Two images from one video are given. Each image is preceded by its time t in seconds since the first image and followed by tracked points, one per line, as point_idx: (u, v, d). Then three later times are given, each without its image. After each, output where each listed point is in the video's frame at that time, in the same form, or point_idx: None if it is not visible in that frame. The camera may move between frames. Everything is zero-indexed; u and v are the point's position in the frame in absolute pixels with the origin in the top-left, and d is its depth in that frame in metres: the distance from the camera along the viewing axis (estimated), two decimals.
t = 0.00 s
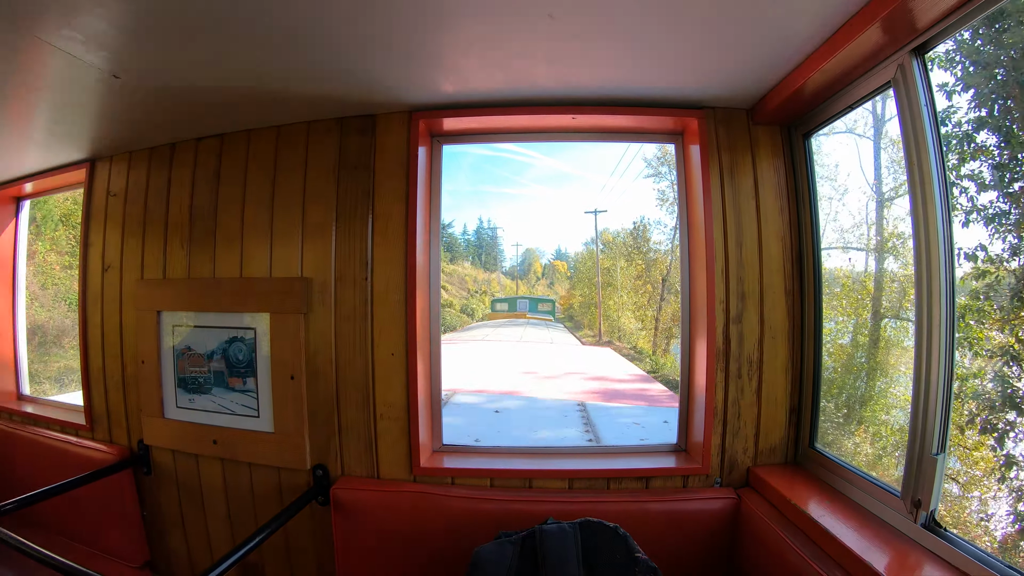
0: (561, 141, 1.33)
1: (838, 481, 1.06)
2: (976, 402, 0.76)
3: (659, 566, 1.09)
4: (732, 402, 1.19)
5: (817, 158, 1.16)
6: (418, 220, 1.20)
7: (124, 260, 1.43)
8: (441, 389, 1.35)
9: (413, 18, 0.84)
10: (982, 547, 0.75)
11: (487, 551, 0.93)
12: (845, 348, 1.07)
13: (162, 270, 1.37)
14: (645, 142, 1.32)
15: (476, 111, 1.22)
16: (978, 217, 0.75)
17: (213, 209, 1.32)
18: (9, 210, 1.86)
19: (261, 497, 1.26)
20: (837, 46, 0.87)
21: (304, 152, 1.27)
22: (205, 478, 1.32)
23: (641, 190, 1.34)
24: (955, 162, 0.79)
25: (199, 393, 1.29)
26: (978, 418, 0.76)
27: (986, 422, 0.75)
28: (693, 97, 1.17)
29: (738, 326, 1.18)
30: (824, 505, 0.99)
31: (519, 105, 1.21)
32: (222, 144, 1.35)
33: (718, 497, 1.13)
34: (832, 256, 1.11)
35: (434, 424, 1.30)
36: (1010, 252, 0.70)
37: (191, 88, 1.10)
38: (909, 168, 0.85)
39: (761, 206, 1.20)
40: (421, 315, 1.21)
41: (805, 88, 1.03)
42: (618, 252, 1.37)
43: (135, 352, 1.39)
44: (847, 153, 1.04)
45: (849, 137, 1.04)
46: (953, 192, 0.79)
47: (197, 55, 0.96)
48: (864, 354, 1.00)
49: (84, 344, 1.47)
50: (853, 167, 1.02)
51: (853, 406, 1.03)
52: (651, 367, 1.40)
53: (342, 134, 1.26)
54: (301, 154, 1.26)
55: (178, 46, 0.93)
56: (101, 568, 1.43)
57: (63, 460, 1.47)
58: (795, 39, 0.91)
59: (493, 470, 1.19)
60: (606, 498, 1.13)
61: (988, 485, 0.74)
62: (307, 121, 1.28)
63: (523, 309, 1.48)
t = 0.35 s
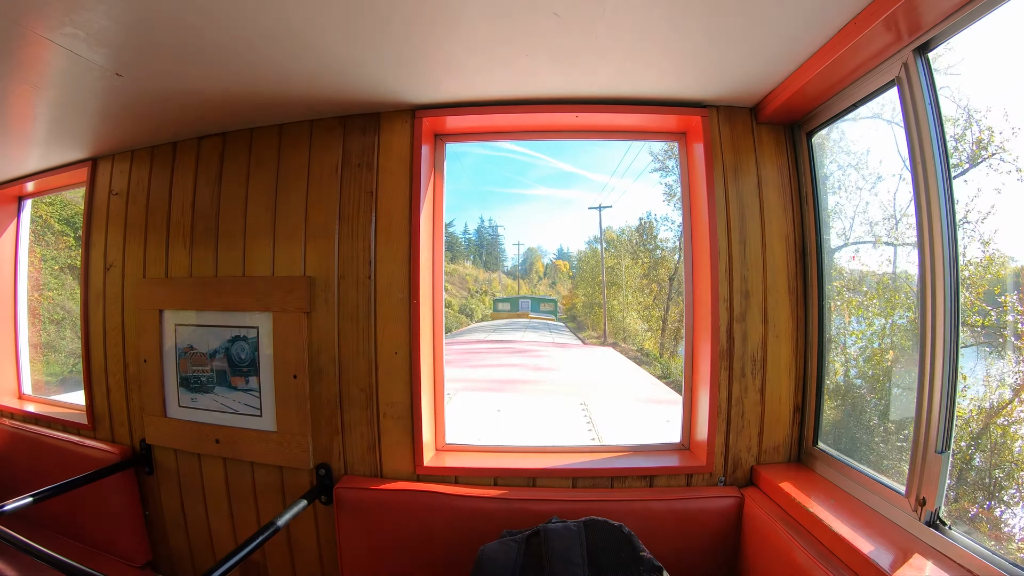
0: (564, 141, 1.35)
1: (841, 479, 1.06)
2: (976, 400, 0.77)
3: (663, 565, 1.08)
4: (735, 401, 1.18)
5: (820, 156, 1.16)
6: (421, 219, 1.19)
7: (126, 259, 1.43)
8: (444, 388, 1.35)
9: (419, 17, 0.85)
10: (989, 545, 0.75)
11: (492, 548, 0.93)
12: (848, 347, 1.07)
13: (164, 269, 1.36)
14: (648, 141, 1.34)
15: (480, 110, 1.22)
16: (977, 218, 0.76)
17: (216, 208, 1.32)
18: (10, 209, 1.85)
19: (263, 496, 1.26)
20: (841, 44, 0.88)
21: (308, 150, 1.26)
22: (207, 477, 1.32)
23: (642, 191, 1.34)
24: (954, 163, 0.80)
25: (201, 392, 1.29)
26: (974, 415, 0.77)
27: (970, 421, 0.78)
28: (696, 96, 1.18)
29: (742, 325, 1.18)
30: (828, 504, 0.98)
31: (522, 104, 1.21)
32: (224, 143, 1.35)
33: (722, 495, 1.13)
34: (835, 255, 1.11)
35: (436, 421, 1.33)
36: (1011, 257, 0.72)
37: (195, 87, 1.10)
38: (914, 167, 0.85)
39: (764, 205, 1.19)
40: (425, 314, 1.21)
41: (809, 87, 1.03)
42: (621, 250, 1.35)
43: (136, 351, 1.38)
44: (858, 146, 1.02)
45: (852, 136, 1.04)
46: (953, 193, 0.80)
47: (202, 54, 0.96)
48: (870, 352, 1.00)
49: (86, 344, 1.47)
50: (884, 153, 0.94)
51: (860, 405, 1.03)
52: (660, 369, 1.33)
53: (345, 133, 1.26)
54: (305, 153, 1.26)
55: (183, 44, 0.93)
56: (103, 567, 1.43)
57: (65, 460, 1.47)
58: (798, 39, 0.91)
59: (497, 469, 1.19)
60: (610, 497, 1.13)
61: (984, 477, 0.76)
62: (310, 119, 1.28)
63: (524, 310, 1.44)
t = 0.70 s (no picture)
0: (564, 140, 1.35)
1: (842, 479, 1.05)
2: (980, 398, 0.76)
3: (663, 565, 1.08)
4: (735, 400, 1.18)
5: (820, 154, 1.16)
6: (420, 217, 1.19)
7: (125, 258, 1.43)
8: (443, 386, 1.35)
9: (416, 14, 0.84)
10: (992, 546, 0.74)
11: (489, 548, 0.92)
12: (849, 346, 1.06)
13: (162, 267, 1.36)
14: (649, 141, 1.33)
15: (479, 108, 1.21)
16: (977, 215, 0.76)
17: (214, 206, 1.31)
18: (9, 208, 1.85)
19: (261, 495, 1.25)
20: (841, 40, 0.87)
21: (306, 149, 1.26)
22: (205, 476, 1.32)
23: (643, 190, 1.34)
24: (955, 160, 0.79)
25: (199, 391, 1.29)
26: (973, 413, 0.77)
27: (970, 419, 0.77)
28: (696, 93, 1.17)
29: (742, 324, 1.17)
30: (829, 503, 0.98)
31: (521, 101, 1.20)
32: (223, 141, 1.35)
33: (721, 495, 1.12)
34: (835, 253, 1.10)
35: (434, 420, 1.33)
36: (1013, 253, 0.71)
37: (193, 85, 1.10)
38: (914, 165, 0.85)
39: (764, 203, 1.19)
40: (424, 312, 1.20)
41: (810, 83, 1.02)
42: (623, 249, 1.35)
43: (135, 350, 1.38)
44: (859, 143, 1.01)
45: (852, 134, 1.04)
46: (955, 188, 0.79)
47: (200, 51, 0.96)
48: (872, 349, 0.99)
49: (84, 342, 1.47)
50: (886, 149, 0.94)
51: (860, 403, 1.02)
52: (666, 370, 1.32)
53: (344, 131, 1.26)
54: (304, 151, 1.26)
55: (180, 41, 0.92)
56: (101, 566, 1.43)
57: (64, 459, 1.46)
58: (798, 35, 0.91)
59: (495, 468, 1.18)
60: (609, 496, 1.12)
61: (984, 474, 0.75)
62: (308, 118, 1.28)
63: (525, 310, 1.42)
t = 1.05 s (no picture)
0: (562, 141, 1.35)
1: (836, 478, 1.06)
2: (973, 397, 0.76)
3: (659, 565, 1.08)
4: (730, 400, 1.18)
5: (816, 156, 1.16)
6: (417, 218, 1.20)
7: (126, 259, 1.44)
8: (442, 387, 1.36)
9: (411, 18, 0.85)
10: (983, 547, 0.75)
11: (486, 548, 0.93)
12: (844, 347, 1.07)
13: (162, 269, 1.37)
14: (645, 142, 1.33)
15: (476, 110, 1.22)
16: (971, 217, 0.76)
17: (214, 208, 1.32)
18: (10, 209, 1.86)
19: (261, 495, 1.26)
20: (835, 43, 0.88)
21: (305, 150, 1.27)
22: (205, 475, 1.33)
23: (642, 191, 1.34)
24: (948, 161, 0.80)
25: (200, 391, 1.30)
26: (964, 413, 0.78)
27: (965, 417, 0.78)
28: (692, 95, 1.17)
29: (738, 324, 1.18)
30: (824, 503, 0.99)
31: (518, 104, 1.21)
32: (222, 143, 1.36)
33: (717, 495, 1.13)
34: (831, 255, 1.11)
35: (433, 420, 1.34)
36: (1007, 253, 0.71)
37: (191, 88, 1.11)
38: (908, 167, 0.85)
39: (761, 205, 1.19)
40: (422, 313, 1.22)
41: (805, 86, 1.03)
42: (628, 247, 1.37)
43: (136, 351, 1.39)
44: (855, 145, 1.02)
45: (848, 136, 1.04)
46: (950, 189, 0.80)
47: (197, 54, 0.97)
48: (866, 349, 1.00)
49: (86, 343, 1.48)
50: (882, 152, 0.94)
51: (855, 403, 1.03)
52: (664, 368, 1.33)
53: (342, 133, 1.26)
54: (302, 153, 1.27)
55: (179, 44, 0.93)
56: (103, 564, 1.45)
57: (65, 459, 1.48)
58: (792, 37, 0.91)
59: (492, 467, 1.19)
60: (605, 496, 1.13)
61: (976, 475, 0.76)
62: (307, 120, 1.29)
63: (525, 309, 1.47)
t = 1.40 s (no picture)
0: (561, 142, 1.36)
1: (833, 476, 1.07)
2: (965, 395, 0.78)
3: (658, 562, 1.09)
4: (729, 399, 1.19)
5: (813, 156, 1.17)
6: (418, 219, 1.21)
7: (129, 259, 1.45)
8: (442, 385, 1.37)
9: (412, 20, 0.86)
10: (977, 542, 0.76)
11: (486, 545, 0.94)
12: (841, 347, 1.08)
13: (165, 269, 1.38)
14: (644, 143, 1.34)
15: (476, 111, 1.23)
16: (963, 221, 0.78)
17: (216, 208, 1.33)
18: (13, 209, 1.87)
19: (263, 493, 1.27)
20: (831, 44, 0.89)
21: (307, 151, 1.28)
22: (208, 474, 1.34)
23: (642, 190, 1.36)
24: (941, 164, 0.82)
25: (202, 390, 1.31)
26: (954, 409, 0.80)
27: (953, 416, 0.80)
28: (690, 96, 1.18)
29: (736, 324, 1.19)
30: (821, 501, 1.00)
31: (517, 105, 1.22)
32: (225, 144, 1.37)
33: (715, 493, 1.14)
34: (828, 255, 1.12)
35: (433, 418, 1.35)
36: (1002, 253, 0.72)
37: (194, 89, 1.12)
38: (904, 168, 0.86)
39: (759, 205, 1.20)
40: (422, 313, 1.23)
41: (802, 86, 1.04)
42: (630, 246, 1.37)
43: (139, 350, 1.40)
44: (851, 145, 1.03)
45: (844, 137, 1.05)
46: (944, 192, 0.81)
47: (200, 56, 0.98)
48: (862, 346, 1.01)
49: (89, 342, 1.49)
50: (877, 153, 0.95)
51: (850, 399, 1.05)
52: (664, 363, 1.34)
53: (343, 134, 1.27)
54: (304, 154, 1.28)
55: (183, 47, 0.94)
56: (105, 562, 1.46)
57: (68, 458, 1.49)
58: (788, 39, 0.92)
59: (492, 465, 1.20)
60: (604, 493, 1.14)
61: (970, 471, 0.77)
62: (308, 121, 1.30)
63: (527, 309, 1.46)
